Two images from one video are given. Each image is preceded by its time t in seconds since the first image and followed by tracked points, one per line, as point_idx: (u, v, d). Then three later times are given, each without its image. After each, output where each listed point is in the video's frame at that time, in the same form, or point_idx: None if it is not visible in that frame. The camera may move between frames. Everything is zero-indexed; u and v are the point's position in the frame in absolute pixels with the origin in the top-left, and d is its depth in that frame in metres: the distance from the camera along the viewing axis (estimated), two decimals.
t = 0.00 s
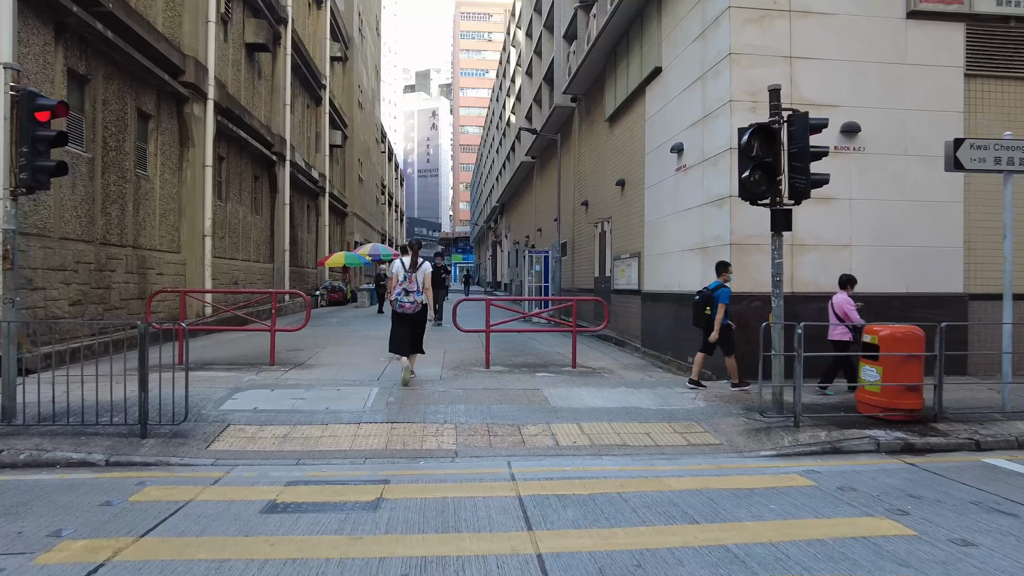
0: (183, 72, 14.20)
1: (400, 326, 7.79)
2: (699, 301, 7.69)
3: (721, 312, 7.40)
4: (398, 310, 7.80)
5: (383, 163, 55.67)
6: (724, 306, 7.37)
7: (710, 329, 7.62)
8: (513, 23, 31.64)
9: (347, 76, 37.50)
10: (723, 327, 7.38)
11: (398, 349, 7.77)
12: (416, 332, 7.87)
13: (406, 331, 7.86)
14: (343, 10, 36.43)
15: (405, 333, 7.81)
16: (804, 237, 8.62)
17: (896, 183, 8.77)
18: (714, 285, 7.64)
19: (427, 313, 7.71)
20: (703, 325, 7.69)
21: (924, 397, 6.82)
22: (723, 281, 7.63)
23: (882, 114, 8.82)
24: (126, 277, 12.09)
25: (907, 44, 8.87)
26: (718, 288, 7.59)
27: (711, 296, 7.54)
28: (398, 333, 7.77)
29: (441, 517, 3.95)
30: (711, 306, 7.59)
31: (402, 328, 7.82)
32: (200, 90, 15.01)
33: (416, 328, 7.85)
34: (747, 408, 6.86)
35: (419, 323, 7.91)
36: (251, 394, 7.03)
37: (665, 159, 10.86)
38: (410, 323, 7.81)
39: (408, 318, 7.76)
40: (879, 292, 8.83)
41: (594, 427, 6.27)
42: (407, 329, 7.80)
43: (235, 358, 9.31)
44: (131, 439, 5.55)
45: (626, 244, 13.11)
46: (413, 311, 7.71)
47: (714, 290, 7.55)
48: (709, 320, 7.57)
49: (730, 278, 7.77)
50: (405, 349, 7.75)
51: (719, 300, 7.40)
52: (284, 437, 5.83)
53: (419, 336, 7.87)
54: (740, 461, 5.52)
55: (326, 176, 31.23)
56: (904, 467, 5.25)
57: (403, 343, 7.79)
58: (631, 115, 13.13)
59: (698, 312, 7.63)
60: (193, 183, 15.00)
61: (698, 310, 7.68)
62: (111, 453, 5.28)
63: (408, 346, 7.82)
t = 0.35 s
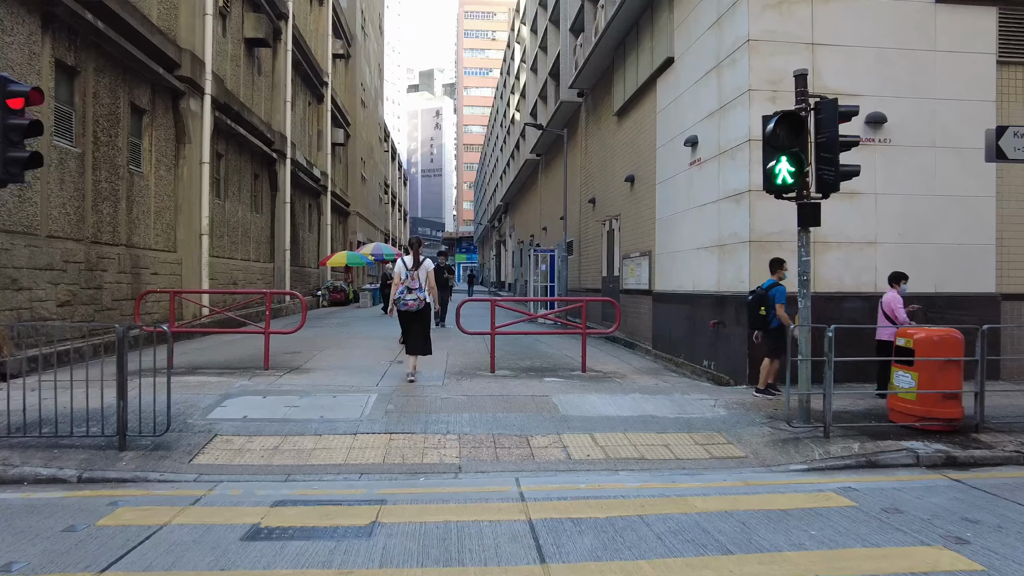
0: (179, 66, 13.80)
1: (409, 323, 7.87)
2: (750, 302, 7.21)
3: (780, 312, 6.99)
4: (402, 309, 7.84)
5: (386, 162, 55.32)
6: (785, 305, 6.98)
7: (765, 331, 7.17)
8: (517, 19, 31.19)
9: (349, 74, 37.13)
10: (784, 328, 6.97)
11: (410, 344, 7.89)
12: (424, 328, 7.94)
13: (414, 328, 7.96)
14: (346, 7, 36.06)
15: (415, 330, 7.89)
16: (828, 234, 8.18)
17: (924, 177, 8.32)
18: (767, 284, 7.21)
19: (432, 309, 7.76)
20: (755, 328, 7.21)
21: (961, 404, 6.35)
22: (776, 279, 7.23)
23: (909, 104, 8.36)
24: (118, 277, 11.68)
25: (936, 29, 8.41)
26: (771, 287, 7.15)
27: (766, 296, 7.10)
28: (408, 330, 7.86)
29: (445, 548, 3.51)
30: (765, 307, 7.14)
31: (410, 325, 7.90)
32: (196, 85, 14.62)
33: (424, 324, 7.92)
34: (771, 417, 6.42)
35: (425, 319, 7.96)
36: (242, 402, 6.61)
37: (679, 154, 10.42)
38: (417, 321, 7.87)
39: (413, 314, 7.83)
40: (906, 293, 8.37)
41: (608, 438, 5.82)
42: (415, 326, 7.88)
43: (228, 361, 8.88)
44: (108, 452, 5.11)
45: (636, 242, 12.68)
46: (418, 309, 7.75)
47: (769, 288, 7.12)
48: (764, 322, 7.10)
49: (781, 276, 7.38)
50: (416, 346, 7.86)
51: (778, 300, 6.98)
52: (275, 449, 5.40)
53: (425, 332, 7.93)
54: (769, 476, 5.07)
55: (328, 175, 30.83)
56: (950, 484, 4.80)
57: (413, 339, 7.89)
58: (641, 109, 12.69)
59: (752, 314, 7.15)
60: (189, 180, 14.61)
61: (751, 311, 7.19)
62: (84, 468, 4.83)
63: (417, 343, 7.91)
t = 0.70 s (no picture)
0: (175, 59, 13.38)
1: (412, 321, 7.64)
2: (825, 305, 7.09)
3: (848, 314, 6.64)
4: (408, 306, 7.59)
5: (389, 161, 54.91)
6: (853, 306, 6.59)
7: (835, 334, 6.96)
8: (522, 16, 30.77)
9: (352, 71, 36.74)
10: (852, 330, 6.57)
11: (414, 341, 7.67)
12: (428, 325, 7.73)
13: (419, 326, 7.71)
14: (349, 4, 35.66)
15: (419, 327, 7.67)
16: (858, 230, 7.71)
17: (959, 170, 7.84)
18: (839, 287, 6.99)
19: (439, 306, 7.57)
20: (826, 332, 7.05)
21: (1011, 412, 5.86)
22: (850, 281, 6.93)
23: (944, 92, 7.89)
24: (111, 276, 11.25)
25: (972, 13, 7.93)
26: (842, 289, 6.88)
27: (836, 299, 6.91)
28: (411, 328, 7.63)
29: None
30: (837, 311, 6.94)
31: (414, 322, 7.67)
32: (194, 78, 14.20)
33: (428, 321, 7.71)
34: (804, 426, 5.96)
35: (426, 314, 7.74)
36: (235, 409, 6.17)
37: (696, 146, 9.96)
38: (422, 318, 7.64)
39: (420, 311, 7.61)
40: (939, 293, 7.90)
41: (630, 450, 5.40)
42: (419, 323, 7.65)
43: (224, 365, 8.44)
44: (85, 467, 4.66)
45: (649, 240, 12.22)
46: (425, 306, 7.52)
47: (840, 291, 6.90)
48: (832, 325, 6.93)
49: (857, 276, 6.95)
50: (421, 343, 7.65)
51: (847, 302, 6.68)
52: (268, 463, 4.96)
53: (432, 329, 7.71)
54: (811, 494, 4.60)
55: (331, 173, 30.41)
56: (1014, 504, 4.33)
57: (415, 336, 7.66)
58: (654, 101, 12.24)
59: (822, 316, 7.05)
60: (187, 177, 14.20)
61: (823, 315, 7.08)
62: (57, 486, 4.37)
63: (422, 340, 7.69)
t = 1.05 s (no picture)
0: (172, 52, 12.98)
1: (414, 322, 7.46)
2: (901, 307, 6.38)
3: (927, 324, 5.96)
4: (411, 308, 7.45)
5: (393, 160, 54.55)
6: (933, 316, 5.92)
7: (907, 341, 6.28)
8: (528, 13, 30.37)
9: (355, 69, 36.38)
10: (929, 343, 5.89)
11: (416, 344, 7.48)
12: (429, 326, 7.59)
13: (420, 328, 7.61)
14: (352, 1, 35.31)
15: (421, 329, 7.49)
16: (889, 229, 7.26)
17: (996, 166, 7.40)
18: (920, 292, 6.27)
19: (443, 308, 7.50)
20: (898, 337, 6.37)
21: None
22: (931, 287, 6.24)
23: (979, 82, 7.44)
24: (105, 275, 10.87)
25: None
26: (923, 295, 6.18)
27: (915, 303, 6.20)
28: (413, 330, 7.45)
29: None
30: (914, 317, 6.24)
31: (414, 324, 7.50)
32: (192, 73, 13.81)
33: (430, 323, 7.56)
34: (838, 439, 5.53)
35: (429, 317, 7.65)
36: (227, 418, 5.76)
37: (714, 141, 9.55)
38: (424, 320, 7.50)
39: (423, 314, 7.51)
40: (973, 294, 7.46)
41: (653, 466, 4.96)
42: (421, 325, 7.49)
43: (218, 370, 8.03)
44: (58, 485, 4.25)
45: (662, 239, 11.81)
46: (428, 307, 7.41)
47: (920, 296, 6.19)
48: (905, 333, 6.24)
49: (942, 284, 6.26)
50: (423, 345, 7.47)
51: (926, 310, 6.00)
52: (260, 480, 4.54)
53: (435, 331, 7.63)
54: (857, 517, 4.16)
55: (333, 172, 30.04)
56: None
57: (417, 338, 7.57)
58: (668, 95, 11.83)
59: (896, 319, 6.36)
60: (185, 174, 13.82)
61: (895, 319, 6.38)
62: (26, 507, 3.96)
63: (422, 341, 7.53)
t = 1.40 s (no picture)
0: (165, 42, 12.52)
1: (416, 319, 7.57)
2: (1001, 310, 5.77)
3: None
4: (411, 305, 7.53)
5: (394, 158, 54.11)
6: None
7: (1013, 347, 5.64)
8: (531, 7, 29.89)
9: (356, 65, 35.96)
10: None
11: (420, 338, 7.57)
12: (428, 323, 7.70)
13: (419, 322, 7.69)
14: None
15: (424, 325, 7.61)
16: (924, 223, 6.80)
17: None
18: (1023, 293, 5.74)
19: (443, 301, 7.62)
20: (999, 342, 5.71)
21: None
22: None
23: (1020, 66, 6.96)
24: (94, 273, 10.43)
25: None
26: None
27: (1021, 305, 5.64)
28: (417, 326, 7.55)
29: None
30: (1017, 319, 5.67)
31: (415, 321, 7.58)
32: (186, 64, 13.35)
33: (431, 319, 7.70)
34: (879, 451, 5.05)
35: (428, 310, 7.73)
36: (212, 428, 5.30)
37: (733, 130, 9.10)
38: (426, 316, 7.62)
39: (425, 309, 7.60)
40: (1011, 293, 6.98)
41: (680, 482, 4.49)
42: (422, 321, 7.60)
43: (209, 374, 7.58)
44: (17, 507, 3.78)
45: (674, 235, 11.37)
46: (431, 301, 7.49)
47: None
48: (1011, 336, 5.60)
49: None
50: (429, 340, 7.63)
51: None
52: (244, 500, 4.08)
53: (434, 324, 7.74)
54: (915, 542, 3.69)
55: (334, 169, 29.59)
56: None
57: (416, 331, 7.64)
58: (681, 85, 11.39)
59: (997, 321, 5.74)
60: (179, 169, 13.38)
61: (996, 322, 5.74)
62: None
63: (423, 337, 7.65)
